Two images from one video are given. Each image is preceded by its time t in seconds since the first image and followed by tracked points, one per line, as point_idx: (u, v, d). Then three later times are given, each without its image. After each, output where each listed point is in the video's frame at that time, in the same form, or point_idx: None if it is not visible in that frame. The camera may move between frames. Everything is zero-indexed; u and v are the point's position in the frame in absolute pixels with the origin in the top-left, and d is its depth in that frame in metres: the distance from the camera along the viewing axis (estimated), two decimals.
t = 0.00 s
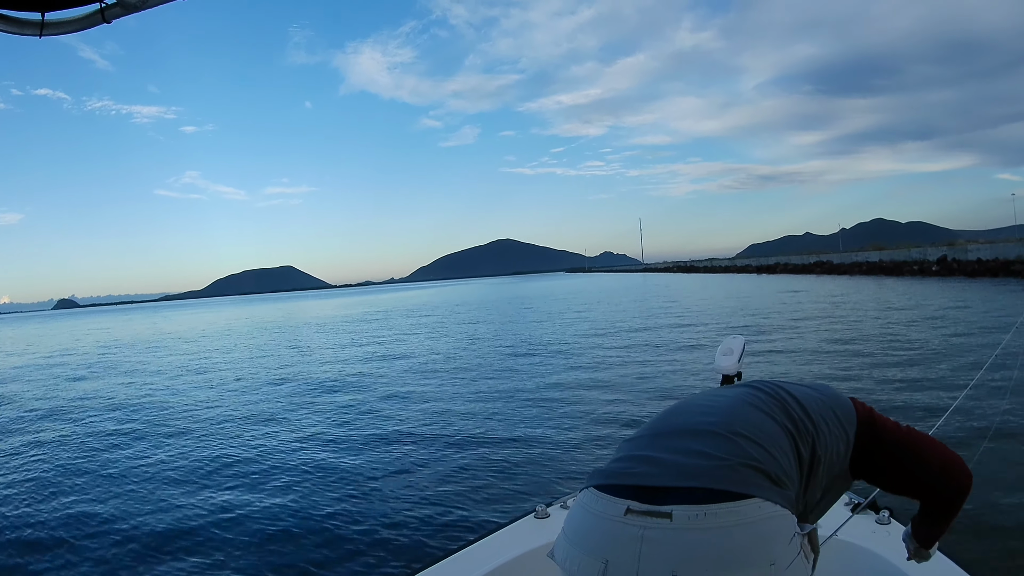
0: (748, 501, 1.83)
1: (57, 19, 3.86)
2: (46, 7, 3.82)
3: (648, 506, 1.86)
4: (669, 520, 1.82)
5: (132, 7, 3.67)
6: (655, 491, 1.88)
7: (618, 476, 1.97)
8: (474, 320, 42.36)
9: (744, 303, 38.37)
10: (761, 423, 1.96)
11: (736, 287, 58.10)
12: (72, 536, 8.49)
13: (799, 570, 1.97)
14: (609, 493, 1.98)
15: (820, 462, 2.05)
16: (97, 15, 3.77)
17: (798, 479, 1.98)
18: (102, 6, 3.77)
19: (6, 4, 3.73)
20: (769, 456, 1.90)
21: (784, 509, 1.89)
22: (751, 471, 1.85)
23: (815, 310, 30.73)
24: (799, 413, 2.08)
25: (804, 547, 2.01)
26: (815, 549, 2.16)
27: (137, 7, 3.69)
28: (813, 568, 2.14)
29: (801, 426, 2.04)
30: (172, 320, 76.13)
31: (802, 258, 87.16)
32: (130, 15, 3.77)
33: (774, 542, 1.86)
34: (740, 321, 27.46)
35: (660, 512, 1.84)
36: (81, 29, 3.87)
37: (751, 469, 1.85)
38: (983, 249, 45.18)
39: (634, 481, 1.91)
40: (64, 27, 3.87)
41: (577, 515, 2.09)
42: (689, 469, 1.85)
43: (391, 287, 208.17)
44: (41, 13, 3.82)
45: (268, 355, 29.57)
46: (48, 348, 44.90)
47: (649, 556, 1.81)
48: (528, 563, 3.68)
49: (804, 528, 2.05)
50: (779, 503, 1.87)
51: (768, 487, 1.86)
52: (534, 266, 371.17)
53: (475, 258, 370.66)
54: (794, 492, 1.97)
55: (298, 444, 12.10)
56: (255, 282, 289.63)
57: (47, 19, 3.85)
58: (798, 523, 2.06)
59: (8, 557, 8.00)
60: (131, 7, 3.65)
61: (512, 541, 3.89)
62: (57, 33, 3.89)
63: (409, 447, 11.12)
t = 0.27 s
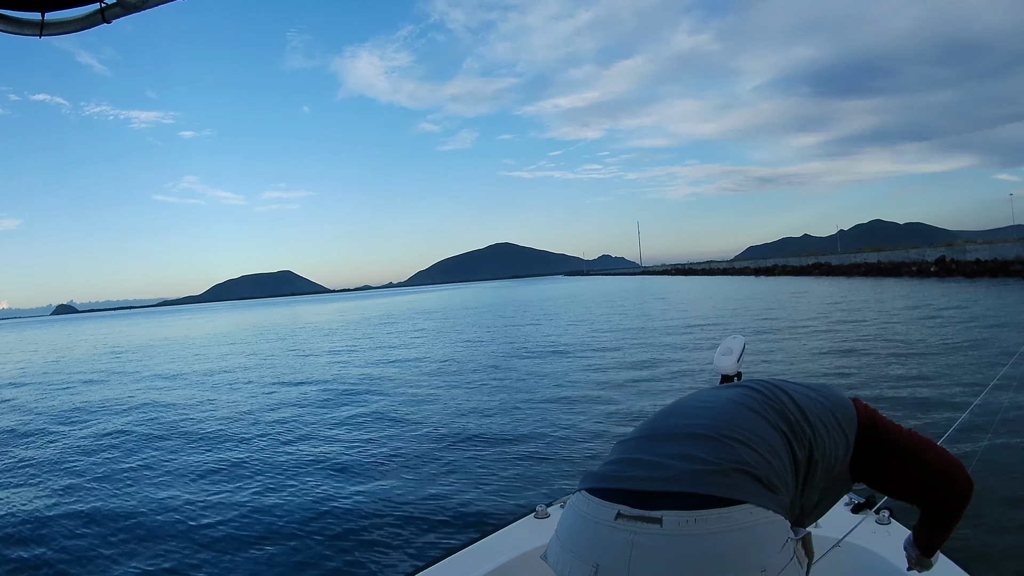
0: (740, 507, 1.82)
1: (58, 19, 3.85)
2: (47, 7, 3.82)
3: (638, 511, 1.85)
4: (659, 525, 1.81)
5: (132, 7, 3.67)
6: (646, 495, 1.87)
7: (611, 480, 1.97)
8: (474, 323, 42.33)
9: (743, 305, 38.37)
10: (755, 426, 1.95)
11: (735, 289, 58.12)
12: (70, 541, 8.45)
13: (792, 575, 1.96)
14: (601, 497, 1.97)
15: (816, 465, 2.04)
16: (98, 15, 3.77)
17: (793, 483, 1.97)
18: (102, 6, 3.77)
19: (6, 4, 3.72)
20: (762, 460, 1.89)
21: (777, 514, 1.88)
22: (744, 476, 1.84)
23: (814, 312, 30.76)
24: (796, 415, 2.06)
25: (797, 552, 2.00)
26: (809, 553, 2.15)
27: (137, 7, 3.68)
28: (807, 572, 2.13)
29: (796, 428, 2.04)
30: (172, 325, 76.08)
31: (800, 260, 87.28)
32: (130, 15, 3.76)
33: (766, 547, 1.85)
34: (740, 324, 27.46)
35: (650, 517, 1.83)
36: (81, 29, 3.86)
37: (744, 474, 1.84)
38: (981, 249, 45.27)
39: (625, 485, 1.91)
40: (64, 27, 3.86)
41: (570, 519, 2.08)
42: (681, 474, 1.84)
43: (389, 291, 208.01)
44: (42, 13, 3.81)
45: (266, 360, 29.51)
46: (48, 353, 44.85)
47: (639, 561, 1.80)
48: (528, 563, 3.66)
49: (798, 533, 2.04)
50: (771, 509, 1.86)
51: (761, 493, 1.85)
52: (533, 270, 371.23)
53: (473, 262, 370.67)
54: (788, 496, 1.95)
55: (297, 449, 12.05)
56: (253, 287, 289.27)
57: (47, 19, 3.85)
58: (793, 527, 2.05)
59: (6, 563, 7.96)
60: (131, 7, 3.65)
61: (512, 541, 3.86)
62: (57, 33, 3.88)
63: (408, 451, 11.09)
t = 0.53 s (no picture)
0: (735, 518, 1.81)
1: (58, 19, 3.85)
2: (46, 7, 3.81)
3: (632, 521, 1.84)
4: (652, 536, 1.80)
5: (132, 7, 3.66)
6: (640, 505, 1.86)
7: (606, 487, 1.96)
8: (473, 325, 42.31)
9: (743, 304, 38.38)
10: (753, 434, 1.93)
11: (734, 288, 58.15)
12: (70, 547, 8.42)
13: None
14: (596, 505, 1.97)
15: (815, 472, 2.03)
16: (98, 15, 3.76)
17: (790, 491, 1.96)
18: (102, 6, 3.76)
19: (6, 5, 3.72)
20: (760, 469, 1.87)
21: (772, 523, 1.87)
22: (740, 486, 1.82)
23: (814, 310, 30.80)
24: (796, 421, 2.05)
25: (793, 560, 1.99)
26: (807, 559, 2.14)
27: (137, 7, 3.67)
28: None
29: (796, 434, 2.02)
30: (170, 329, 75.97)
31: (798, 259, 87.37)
32: (130, 15, 3.75)
33: (762, 556, 1.84)
34: (739, 323, 27.47)
35: (644, 528, 1.82)
36: (81, 29, 3.85)
37: (741, 483, 1.83)
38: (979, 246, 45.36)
39: (620, 493, 1.90)
40: (64, 27, 3.86)
41: (564, 526, 2.08)
42: (676, 483, 1.83)
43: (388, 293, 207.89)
44: (41, 13, 3.80)
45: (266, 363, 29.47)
46: (47, 358, 44.78)
47: (633, 571, 1.79)
48: (528, 564, 3.64)
49: (795, 541, 2.03)
50: (767, 518, 1.84)
51: (757, 502, 1.83)
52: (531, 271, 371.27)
53: (472, 264, 370.63)
54: (785, 505, 1.94)
55: (297, 452, 12.03)
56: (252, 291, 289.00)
57: (47, 19, 3.84)
58: (789, 534, 2.04)
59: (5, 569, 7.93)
60: (131, 7, 3.64)
61: (512, 542, 3.85)
62: (57, 33, 3.87)
63: (409, 453, 11.07)
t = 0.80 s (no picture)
0: (737, 524, 1.80)
1: (57, 19, 3.83)
2: (46, 7, 3.80)
3: (633, 527, 1.84)
4: (654, 542, 1.79)
5: (132, 7, 3.64)
6: (642, 511, 1.86)
7: (607, 492, 1.97)
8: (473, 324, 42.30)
9: (742, 301, 38.40)
10: (755, 439, 1.93)
11: (733, 286, 58.16)
12: (71, 549, 8.41)
13: None
14: (597, 510, 1.97)
15: (818, 477, 2.02)
16: (98, 15, 3.75)
17: (793, 495, 1.95)
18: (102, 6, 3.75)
19: (6, 4, 3.70)
20: (763, 474, 1.87)
21: (774, 528, 1.86)
22: (743, 492, 1.82)
23: (813, 307, 30.81)
24: (800, 427, 2.04)
25: (795, 565, 1.98)
26: (809, 564, 2.14)
27: (137, 7, 3.66)
28: None
29: (798, 439, 2.02)
30: (169, 331, 75.96)
31: (797, 256, 87.42)
32: (130, 15, 3.74)
33: (764, 562, 1.83)
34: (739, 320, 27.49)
35: (646, 534, 1.82)
36: (81, 29, 3.84)
37: (742, 489, 1.82)
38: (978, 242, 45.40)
39: (621, 498, 1.90)
40: (64, 27, 3.84)
41: (566, 530, 2.08)
42: (678, 489, 1.83)
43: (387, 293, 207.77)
44: (41, 13, 3.79)
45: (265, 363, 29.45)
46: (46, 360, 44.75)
47: None
48: (529, 564, 3.64)
49: (798, 546, 2.02)
50: (770, 524, 1.84)
51: (758, 508, 1.83)
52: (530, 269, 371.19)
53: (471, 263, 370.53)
54: (788, 510, 1.94)
55: (298, 452, 12.02)
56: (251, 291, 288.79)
57: (47, 19, 3.82)
58: (792, 539, 2.03)
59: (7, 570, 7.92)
60: (131, 7, 3.63)
61: (513, 542, 3.85)
62: (57, 33, 3.86)
63: (409, 453, 11.07)
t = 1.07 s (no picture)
0: (739, 520, 1.81)
1: (57, 19, 3.82)
2: (46, 7, 3.79)
3: (637, 523, 1.86)
4: (657, 539, 1.81)
5: (132, 7, 3.63)
6: (644, 508, 1.88)
7: (610, 489, 1.98)
8: (471, 322, 42.27)
9: (741, 299, 38.40)
10: (757, 437, 1.94)
11: (732, 284, 58.17)
12: (70, 547, 8.41)
13: None
14: (600, 507, 1.98)
15: (821, 475, 2.03)
16: (97, 15, 3.74)
17: (795, 493, 1.96)
18: (102, 6, 3.74)
19: (6, 5, 3.70)
20: (765, 471, 1.88)
21: (777, 526, 1.86)
22: (745, 490, 1.83)
23: (812, 305, 30.81)
24: (801, 424, 2.05)
25: (798, 563, 1.99)
26: (812, 561, 2.14)
27: (137, 7, 3.65)
28: None
29: (800, 437, 2.02)
30: (167, 328, 75.82)
31: (796, 254, 87.50)
32: (130, 15, 3.73)
33: (767, 558, 1.84)
34: (737, 318, 27.49)
35: (649, 530, 1.83)
36: (81, 29, 3.83)
37: (746, 487, 1.83)
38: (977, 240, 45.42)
39: (624, 496, 1.91)
40: (64, 27, 3.83)
41: (569, 528, 2.09)
42: (680, 486, 1.84)
43: (384, 291, 207.63)
44: (41, 13, 3.78)
45: (264, 362, 29.40)
46: (44, 358, 44.67)
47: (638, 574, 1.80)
48: (529, 564, 3.65)
49: (800, 543, 2.03)
50: (772, 521, 1.84)
51: (761, 505, 1.83)
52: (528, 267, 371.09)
53: (469, 261, 370.46)
54: (791, 508, 1.94)
55: (297, 451, 12.02)
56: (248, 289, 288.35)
57: (47, 19, 3.81)
58: (795, 537, 2.04)
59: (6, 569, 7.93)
60: (131, 7, 3.62)
61: (513, 541, 3.85)
62: (57, 33, 3.85)
63: (408, 451, 11.07)
